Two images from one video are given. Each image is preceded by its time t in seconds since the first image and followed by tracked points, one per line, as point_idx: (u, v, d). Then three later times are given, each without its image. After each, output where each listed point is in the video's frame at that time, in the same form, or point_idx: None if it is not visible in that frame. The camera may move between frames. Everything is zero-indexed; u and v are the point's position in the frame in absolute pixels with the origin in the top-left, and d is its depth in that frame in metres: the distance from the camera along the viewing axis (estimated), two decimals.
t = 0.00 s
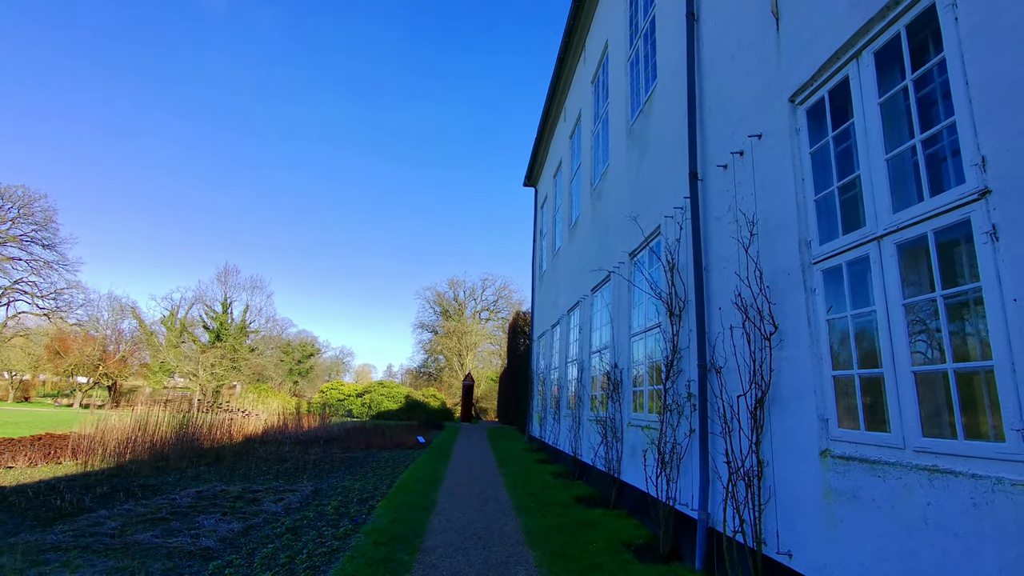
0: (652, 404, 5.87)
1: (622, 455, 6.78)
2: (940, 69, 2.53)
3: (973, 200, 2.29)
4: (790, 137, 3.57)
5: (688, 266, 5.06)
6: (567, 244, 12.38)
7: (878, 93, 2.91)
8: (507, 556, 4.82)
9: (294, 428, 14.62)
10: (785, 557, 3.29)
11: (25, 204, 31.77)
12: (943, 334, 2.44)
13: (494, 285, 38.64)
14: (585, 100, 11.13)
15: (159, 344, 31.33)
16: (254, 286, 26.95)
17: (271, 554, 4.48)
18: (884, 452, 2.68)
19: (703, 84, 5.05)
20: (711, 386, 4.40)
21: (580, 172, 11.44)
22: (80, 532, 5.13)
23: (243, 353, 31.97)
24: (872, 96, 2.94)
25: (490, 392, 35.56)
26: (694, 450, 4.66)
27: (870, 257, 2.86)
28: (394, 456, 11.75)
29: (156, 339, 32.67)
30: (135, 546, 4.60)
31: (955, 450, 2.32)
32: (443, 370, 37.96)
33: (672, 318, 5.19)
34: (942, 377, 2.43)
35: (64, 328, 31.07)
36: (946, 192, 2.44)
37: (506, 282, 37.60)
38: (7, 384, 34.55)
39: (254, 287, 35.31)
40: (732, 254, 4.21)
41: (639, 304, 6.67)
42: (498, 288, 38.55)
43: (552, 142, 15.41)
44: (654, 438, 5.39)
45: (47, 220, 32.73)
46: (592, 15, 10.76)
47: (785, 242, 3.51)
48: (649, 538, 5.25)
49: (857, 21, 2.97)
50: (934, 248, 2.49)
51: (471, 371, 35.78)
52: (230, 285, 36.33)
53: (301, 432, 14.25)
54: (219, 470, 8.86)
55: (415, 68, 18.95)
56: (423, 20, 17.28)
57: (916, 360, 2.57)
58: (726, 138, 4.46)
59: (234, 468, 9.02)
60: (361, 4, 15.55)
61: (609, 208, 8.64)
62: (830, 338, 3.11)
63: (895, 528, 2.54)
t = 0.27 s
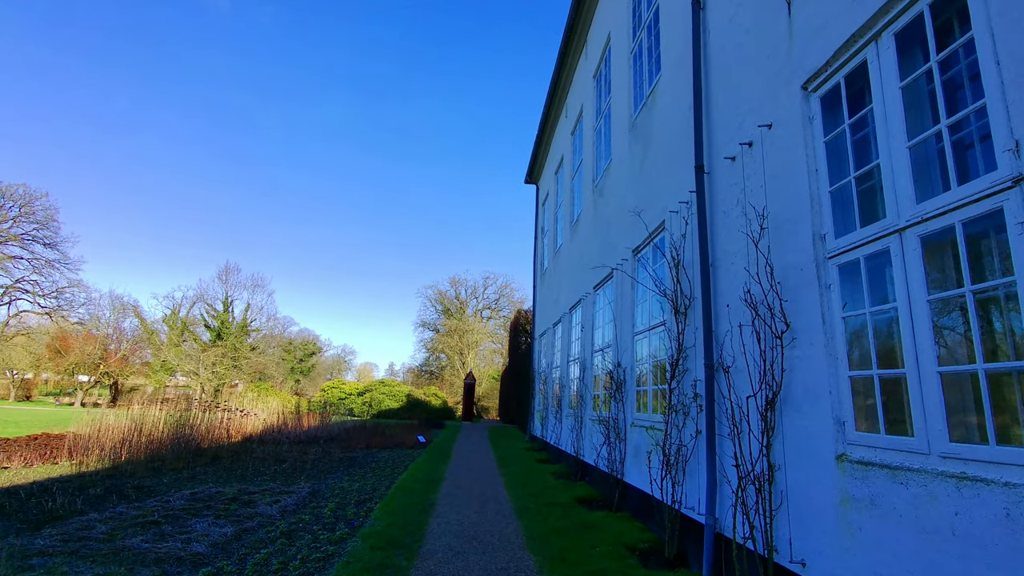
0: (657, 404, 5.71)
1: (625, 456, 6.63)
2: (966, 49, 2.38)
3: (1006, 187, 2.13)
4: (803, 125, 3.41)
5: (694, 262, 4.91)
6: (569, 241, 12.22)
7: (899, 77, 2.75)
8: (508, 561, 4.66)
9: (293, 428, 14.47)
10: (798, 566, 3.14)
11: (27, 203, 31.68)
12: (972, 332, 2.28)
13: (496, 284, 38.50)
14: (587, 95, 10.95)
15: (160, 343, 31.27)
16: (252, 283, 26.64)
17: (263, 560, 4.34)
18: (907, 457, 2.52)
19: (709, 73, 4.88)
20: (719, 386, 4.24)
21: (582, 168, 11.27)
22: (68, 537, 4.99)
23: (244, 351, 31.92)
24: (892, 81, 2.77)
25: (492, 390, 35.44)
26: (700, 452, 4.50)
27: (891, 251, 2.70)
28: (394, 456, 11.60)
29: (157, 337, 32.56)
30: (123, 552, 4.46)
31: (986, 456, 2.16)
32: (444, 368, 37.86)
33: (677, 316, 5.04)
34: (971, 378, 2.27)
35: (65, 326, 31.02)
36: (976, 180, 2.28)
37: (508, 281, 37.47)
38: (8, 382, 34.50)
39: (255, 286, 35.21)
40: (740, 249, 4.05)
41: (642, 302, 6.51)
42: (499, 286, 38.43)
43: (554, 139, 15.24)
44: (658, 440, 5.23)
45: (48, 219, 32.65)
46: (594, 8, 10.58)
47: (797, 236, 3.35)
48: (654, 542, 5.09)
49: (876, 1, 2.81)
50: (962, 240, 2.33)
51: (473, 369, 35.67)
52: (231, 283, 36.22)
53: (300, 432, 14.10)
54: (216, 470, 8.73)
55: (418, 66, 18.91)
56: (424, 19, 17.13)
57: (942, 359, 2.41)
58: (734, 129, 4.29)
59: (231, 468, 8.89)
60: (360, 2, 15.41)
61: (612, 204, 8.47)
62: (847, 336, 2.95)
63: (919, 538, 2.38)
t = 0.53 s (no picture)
0: (665, 403, 5.56)
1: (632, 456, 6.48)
2: (1004, 27, 2.27)
3: None
4: (823, 111, 3.25)
5: (705, 257, 4.75)
6: (573, 239, 12.06)
7: (929, 56, 2.60)
8: (513, 565, 4.51)
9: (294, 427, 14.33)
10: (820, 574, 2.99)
11: (27, 202, 31.59)
12: (1013, 326, 2.12)
13: (498, 283, 38.36)
14: (591, 89, 10.79)
15: (161, 342, 31.21)
16: (247, 283, 25.13)
17: (260, 564, 4.19)
18: (941, 459, 2.37)
19: (720, 61, 4.72)
20: (732, 385, 4.09)
21: (585, 164, 11.11)
22: (60, 539, 4.85)
23: (245, 351, 31.86)
24: (922, 61, 2.62)
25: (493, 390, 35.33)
26: (712, 452, 4.35)
27: (922, 240, 2.55)
28: (396, 456, 11.46)
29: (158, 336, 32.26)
30: (115, 555, 4.32)
31: None
32: (446, 368, 37.76)
33: (686, 312, 4.88)
34: (1012, 375, 2.12)
35: (66, 325, 30.93)
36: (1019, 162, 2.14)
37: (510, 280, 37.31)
38: (9, 382, 34.42)
39: (256, 285, 35.10)
40: (754, 242, 3.90)
41: (649, 299, 6.36)
42: (501, 285, 38.32)
43: (557, 136, 15.10)
44: (666, 440, 5.09)
45: (49, 218, 32.56)
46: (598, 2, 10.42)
47: (817, 227, 3.19)
48: (663, 545, 4.94)
49: None
50: (1003, 227, 2.18)
51: (474, 368, 35.56)
52: (232, 282, 36.11)
53: (301, 431, 13.97)
54: (214, 470, 8.60)
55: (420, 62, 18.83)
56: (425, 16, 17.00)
57: (978, 355, 2.26)
58: (747, 117, 4.13)
59: (231, 468, 8.77)
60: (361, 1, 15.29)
61: (617, 199, 8.31)
62: (872, 332, 2.80)
63: (954, 546, 2.23)
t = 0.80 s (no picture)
0: (674, 404, 5.41)
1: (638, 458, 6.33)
2: None
3: None
4: (846, 98, 3.10)
5: (717, 252, 4.59)
6: (576, 237, 11.91)
7: (966, 35, 2.43)
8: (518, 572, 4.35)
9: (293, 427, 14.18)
10: None
11: (28, 202, 31.44)
12: None
13: (498, 283, 38.23)
14: (595, 85, 10.63)
15: (161, 341, 31.06)
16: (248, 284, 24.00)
17: (256, 571, 4.03)
18: (981, 465, 2.22)
19: (733, 50, 4.56)
20: (747, 385, 3.92)
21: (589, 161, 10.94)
22: (50, 544, 4.70)
23: (245, 350, 32.18)
24: (959, 40, 2.46)
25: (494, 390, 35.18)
26: (725, 455, 4.19)
27: (960, 230, 2.39)
28: (396, 456, 11.31)
29: (159, 335, 32.14)
30: (106, 561, 4.17)
31: None
32: (446, 368, 37.62)
33: (696, 310, 4.73)
34: None
35: (66, 325, 30.78)
36: None
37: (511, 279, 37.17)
38: (9, 381, 34.28)
39: (257, 284, 34.95)
40: (771, 236, 3.74)
41: (656, 297, 6.21)
42: (502, 285, 38.17)
43: (559, 134, 14.95)
44: (676, 442, 4.94)
45: (50, 217, 32.42)
46: None
47: (840, 220, 3.04)
48: (672, 551, 4.78)
49: None
50: None
51: (475, 368, 35.42)
52: (232, 282, 36.00)
53: (300, 431, 13.81)
54: (212, 471, 8.46)
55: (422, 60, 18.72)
56: (426, 13, 16.85)
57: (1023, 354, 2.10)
58: (763, 106, 3.97)
59: (228, 470, 8.61)
60: None
61: (622, 196, 8.14)
62: (902, 329, 2.64)
63: (998, 558, 2.08)
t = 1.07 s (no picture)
0: (682, 405, 5.27)
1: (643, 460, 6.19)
2: None
3: None
4: (867, 86, 2.96)
5: (726, 249, 4.45)
6: (578, 235, 11.77)
7: (1001, 15, 2.29)
8: None
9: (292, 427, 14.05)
10: None
11: (27, 200, 31.28)
12: None
13: (498, 282, 38.11)
14: (597, 81, 10.49)
15: (160, 340, 30.93)
16: (250, 279, 26.04)
17: None
18: (1019, 471, 2.08)
19: (743, 40, 4.42)
20: (760, 386, 3.78)
21: (591, 158, 10.79)
22: (39, 548, 4.56)
23: (245, 350, 31.87)
24: (993, 20, 2.32)
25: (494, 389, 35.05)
26: (735, 458, 4.05)
27: (995, 221, 2.26)
28: (396, 457, 11.17)
29: (157, 335, 31.58)
30: (95, 567, 4.03)
31: None
32: (446, 367, 37.49)
33: (705, 308, 4.59)
34: None
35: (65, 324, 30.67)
36: None
37: (511, 279, 37.05)
38: (8, 381, 34.14)
39: (256, 283, 34.83)
40: (786, 231, 3.60)
41: (662, 294, 6.07)
42: (502, 284, 38.03)
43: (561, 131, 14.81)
44: (683, 444, 4.80)
45: (49, 216, 32.27)
46: None
47: (862, 213, 2.90)
48: (679, 556, 4.64)
49: None
50: None
51: (475, 368, 35.29)
52: (231, 281, 35.87)
53: (298, 431, 13.69)
54: (208, 472, 8.32)
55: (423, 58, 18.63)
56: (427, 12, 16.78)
57: None
58: (776, 97, 3.83)
59: (224, 471, 8.47)
60: None
61: (626, 193, 7.99)
62: (930, 327, 2.50)
63: None
